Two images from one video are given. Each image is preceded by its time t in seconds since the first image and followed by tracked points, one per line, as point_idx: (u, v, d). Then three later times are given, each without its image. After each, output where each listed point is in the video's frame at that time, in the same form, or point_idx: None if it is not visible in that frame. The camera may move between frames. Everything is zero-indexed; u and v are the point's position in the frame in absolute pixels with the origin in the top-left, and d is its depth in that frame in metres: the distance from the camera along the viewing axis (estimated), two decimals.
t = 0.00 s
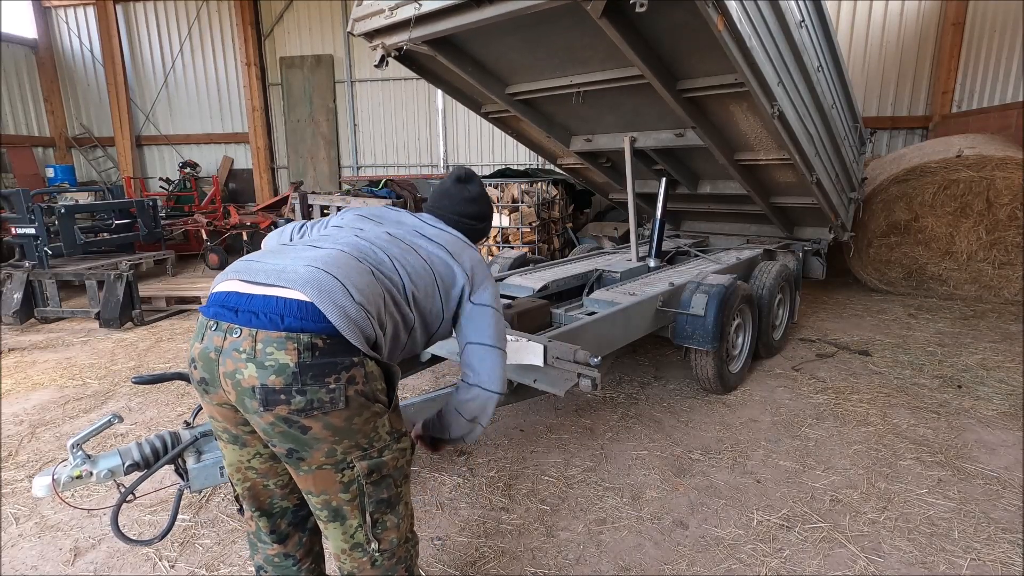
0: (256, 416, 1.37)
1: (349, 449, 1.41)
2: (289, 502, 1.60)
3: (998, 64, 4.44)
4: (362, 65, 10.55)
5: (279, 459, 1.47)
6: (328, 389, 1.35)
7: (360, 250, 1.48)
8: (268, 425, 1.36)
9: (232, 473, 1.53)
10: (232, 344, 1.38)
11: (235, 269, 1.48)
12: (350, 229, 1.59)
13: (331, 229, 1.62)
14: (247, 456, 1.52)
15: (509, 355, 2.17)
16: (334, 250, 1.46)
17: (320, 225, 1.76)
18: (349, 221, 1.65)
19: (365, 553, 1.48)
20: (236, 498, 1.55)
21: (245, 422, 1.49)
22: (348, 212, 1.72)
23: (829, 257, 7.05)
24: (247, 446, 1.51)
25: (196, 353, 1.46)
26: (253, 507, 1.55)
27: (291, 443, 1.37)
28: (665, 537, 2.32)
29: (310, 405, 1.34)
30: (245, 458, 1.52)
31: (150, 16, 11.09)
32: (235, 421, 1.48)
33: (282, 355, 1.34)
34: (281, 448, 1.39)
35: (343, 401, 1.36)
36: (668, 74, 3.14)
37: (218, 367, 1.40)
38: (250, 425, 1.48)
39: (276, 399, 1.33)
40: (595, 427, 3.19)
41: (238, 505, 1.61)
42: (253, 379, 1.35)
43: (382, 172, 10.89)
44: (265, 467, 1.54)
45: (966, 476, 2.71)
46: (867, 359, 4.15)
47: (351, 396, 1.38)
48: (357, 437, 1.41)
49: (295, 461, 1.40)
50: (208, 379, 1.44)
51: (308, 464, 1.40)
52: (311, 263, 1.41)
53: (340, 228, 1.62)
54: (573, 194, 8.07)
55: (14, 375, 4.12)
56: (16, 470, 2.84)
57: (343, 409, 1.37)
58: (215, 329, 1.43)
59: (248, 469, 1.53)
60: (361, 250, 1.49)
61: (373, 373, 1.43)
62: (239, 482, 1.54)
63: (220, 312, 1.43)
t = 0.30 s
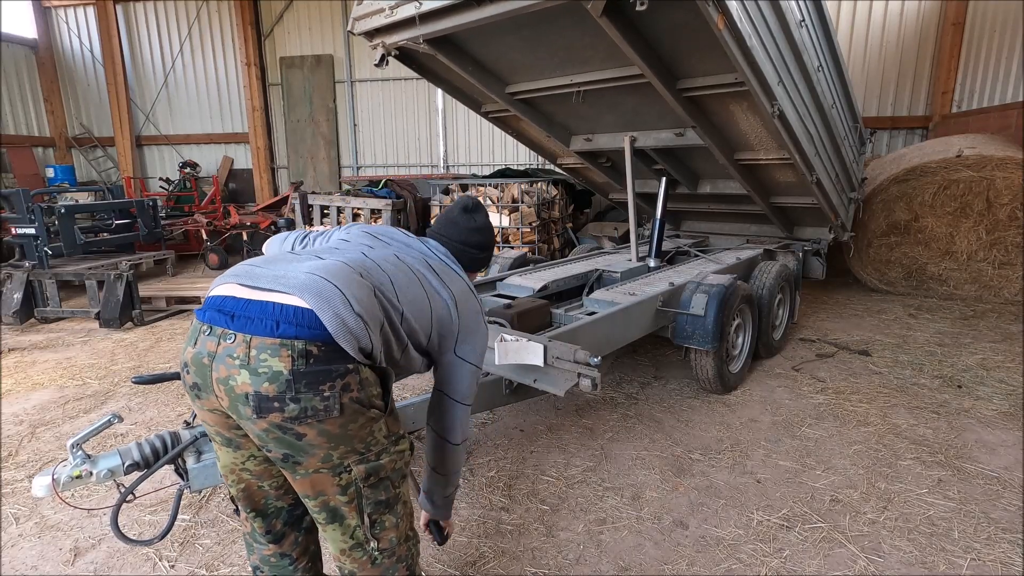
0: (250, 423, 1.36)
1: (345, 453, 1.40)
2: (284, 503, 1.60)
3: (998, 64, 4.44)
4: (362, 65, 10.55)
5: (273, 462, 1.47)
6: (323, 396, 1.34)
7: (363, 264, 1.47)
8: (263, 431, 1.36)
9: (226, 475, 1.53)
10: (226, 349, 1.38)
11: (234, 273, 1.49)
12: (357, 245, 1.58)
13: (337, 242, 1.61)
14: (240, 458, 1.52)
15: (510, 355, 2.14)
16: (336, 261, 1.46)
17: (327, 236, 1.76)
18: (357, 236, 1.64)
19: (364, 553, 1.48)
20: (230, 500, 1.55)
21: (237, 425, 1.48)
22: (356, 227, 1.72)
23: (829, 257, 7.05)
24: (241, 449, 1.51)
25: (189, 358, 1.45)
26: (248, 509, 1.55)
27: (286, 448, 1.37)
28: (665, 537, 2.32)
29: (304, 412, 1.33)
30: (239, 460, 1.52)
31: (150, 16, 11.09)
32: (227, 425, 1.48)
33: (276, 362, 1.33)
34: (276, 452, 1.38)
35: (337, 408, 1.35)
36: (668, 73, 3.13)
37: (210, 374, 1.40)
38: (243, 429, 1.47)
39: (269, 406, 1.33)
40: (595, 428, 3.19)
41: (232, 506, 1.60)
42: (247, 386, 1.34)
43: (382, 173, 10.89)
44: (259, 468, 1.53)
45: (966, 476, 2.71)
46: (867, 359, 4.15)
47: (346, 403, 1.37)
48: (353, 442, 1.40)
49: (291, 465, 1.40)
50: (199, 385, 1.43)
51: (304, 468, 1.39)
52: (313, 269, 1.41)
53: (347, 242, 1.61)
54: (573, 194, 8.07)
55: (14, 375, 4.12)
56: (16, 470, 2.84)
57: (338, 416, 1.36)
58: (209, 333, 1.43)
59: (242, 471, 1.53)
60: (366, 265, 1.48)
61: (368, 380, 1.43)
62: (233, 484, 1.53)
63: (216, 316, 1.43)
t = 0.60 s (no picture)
0: (261, 415, 1.36)
1: (352, 447, 1.41)
2: (292, 502, 1.60)
3: (998, 64, 4.44)
4: (362, 65, 10.55)
5: (283, 458, 1.47)
6: (332, 387, 1.36)
7: (354, 238, 1.47)
8: (273, 424, 1.36)
9: (236, 472, 1.53)
10: (236, 344, 1.38)
11: (231, 269, 1.47)
12: (341, 214, 1.57)
13: (320, 215, 1.61)
14: (251, 455, 1.51)
15: (510, 355, 2.11)
16: (327, 242, 1.44)
17: (308, 212, 1.75)
18: (336, 203, 1.63)
19: (366, 552, 1.48)
20: (241, 497, 1.55)
21: (250, 420, 1.49)
22: (334, 193, 1.71)
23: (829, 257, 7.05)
24: (252, 445, 1.51)
25: (200, 355, 1.46)
26: (259, 506, 1.56)
27: (295, 441, 1.37)
28: (665, 537, 2.32)
29: (314, 404, 1.34)
30: (250, 457, 1.52)
31: (150, 16, 11.09)
32: (241, 419, 1.49)
33: (286, 355, 1.34)
34: (285, 446, 1.38)
35: (347, 399, 1.37)
36: (668, 73, 3.13)
37: (221, 368, 1.40)
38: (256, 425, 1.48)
39: (280, 398, 1.33)
40: (595, 427, 3.19)
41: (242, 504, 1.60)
42: (257, 379, 1.35)
43: (382, 173, 10.89)
44: (269, 465, 1.53)
45: (966, 476, 2.71)
46: (867, 359, 4.15)
47: (355, 394, 1.39)
48: (360, 436, 1.41)
49: (299, 460, 1.40)
50: (212, 380, 1.44)
51: (312, 462, 1.39)
52: (306, 259, 1.39)
53: (329, 212, 1.61)
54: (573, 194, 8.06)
55: (14, 375, 4.12)
56: (16, 470, 2.84)
57: (347, 407, 1.37)
58: (218, 330, 1.43)
59: (252, 468, 1.53)
60: (355, 237, 1.47)
61: (376, 371, 1.44)
62: (243, 481, 1.53)
63: (221, 313, 1.43)
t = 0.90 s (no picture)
0: (248, 424, 1.36)
1: (344, 454, 1.40)
2: (284, 504, 1.60)
3: (998, 64, 4.44)
4: (362, 65, 10.55)
5: (273, 463, 1.47)
6: (322, 396, 1.35)
7: (362, 265, 1.48)
8: (261, 433, 1.36)
9: (227, 476, 1.53)
10: (224, 351, 1.38)
11: (232, 274, 1.49)
12: (351, 246, 1.58)
13: (331, 245, 1.62)
14: (241, 459, 1.52)
15: (509, 356, 2.13)
16: (334, 261, 1.46)
17: (317, 242, 1.76)
18: (349, 237, 1.66)
19: (364, 554, 1.48)
20: (232, 501, 1.55)
21: (237, 427, 1.48)
22: (347, 231, 1.73)
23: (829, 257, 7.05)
24: (241, 450, 1.51)
25: (188, 359, 1.45)
26: (249, 510, 1.55)
27: (285, 449, 1.37)
28: (665, 537, 2.32)
29: (303, 413, 1.33)
30: (240, 462, 1.52)
31: (150, 16, 11.09)
32: (226, 426, 1.48)
33: (275, 362, 1.33)
34: (275, 454, 1.39)
35: (337, 409, 1.35)
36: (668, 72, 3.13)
37: (209, 375, 1.40)
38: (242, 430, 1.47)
39: (268, 407, 1.33)
40: (595, 428, 3.19)
41: (233, 507, 1.60)
42: (245, 388, 1.35)
43: (382, 173, 10.89)
44: (260, 470, 1.54)
45: (966, 476, 2.70)
46: (867, 359, 4.15)
47: (345, 404, 1.37)
48: (351, 443, 1.40)
49: (290, 466, 1.40)
50: (198, 386, 1.43)
51: (303, 469, 1.39)
52: (312, 270, 1.42)
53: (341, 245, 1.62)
54: (573, 194, 8.07)
55: (14, 375, 4.12)
56: (16, 470, 2.84)
57: (336, 416, 1.36)
58: (207, 335, 1.43)
59: (243, 472, 1.53)
60: (364, 265, 1.48)
61: (367, 380, 1.43)
62: (234, 486, 1.53)
63: (213, 317, 1.43)
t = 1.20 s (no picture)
0: (260, 419, 1.36)
1: (353, 450, 1.41)
2: (288, 505, 1.60)
3: (998, 64, 4.44)
4: (362, 65, 10.55)
5: (281, 461, 1.47)
6: (334, 390, 1.35)
7: (357, 248, 1.46)
8: (272, 427, 1.36)
9: (232, 477, 1.53)
10: (235, 347, 1.38)
11: (231, 272, 1.48)
12: (344, 227, 1.57)
13: (323, 226, 1.61)
14: (247, 459, 1.51)
15: (510, 355, 2.14)
16: (330, 249, 1.45)
17: (311, 223, 1.74)
18: (341, 216, 1.63)
19: (367, 553, 1.48)
20: (235, 502, 1.55)
21: (246, 424, 1.49)
22: (338, 207, 1.70)
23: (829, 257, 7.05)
24: (248, 449, 1.51)
25: (196, 358, 1.45)
26: (253, 512, 1.55)
27: (295, 445, 1.37)
28: (665, 537, 2.32)
29: (315, 407, 1.34)
30: (246, 461, 1.51)
31: (150, 16, 11.09)
32: (236, 423, 1.48)
33: (286, 357, 1.33)
34: (285, 450, 1.38)
35: (348, 402, 1.36)
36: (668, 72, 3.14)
37: (219, 372, 1.39)
38: (253, 428, 1.48)
39: (280, 401, 1.33)
40: (595, 428, 3.19)
41: (236, 509, 1.60)
42: (257, 383, 1.34)
43: (382, 173, 10.89)
44: (265, 470, 1.53)
45: (966, 476, 2.71)
46: (867, 359, 4.15)
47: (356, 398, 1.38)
48: (361, 438, 1.41)
49: (299, 463, 1.40)
50: (209, 384, 1.43)
51: (312, 465, 1.39)
52: (310, 263, 1.40)
53: (333, 224, 1.60)
54: (573, 194, 8.06)
55: (14, 375, 4.12)
56: (16, 470, 2.84)
57: (348, 410, 1.37)
58: (215, 333, 1.43)
59: (248, 472, 1.53)
60: (358, 248, 1.47)
61: (376, 374, 1.44)
62: (239, 487, 1.53)
63: (219, 316, 1.43)
